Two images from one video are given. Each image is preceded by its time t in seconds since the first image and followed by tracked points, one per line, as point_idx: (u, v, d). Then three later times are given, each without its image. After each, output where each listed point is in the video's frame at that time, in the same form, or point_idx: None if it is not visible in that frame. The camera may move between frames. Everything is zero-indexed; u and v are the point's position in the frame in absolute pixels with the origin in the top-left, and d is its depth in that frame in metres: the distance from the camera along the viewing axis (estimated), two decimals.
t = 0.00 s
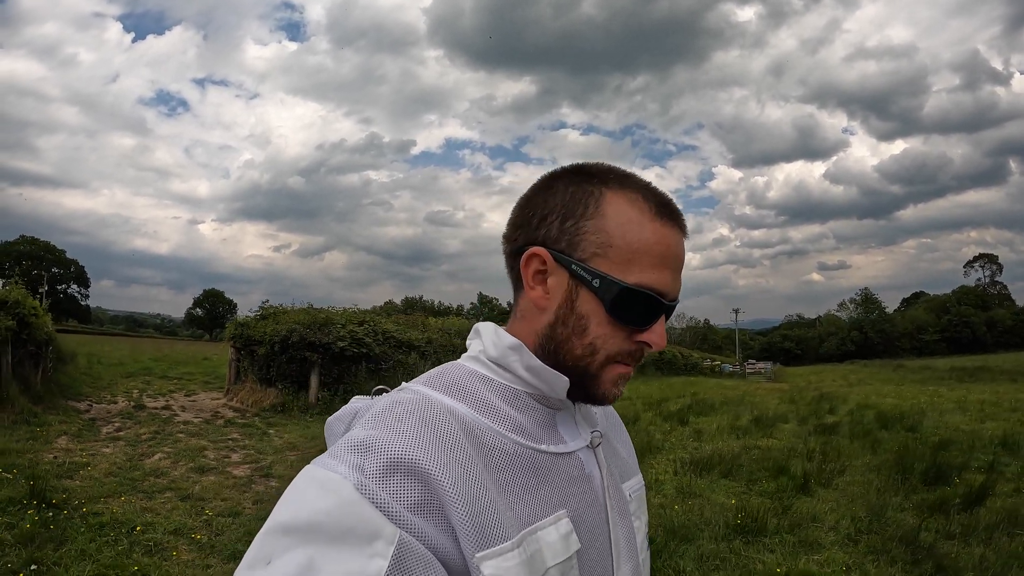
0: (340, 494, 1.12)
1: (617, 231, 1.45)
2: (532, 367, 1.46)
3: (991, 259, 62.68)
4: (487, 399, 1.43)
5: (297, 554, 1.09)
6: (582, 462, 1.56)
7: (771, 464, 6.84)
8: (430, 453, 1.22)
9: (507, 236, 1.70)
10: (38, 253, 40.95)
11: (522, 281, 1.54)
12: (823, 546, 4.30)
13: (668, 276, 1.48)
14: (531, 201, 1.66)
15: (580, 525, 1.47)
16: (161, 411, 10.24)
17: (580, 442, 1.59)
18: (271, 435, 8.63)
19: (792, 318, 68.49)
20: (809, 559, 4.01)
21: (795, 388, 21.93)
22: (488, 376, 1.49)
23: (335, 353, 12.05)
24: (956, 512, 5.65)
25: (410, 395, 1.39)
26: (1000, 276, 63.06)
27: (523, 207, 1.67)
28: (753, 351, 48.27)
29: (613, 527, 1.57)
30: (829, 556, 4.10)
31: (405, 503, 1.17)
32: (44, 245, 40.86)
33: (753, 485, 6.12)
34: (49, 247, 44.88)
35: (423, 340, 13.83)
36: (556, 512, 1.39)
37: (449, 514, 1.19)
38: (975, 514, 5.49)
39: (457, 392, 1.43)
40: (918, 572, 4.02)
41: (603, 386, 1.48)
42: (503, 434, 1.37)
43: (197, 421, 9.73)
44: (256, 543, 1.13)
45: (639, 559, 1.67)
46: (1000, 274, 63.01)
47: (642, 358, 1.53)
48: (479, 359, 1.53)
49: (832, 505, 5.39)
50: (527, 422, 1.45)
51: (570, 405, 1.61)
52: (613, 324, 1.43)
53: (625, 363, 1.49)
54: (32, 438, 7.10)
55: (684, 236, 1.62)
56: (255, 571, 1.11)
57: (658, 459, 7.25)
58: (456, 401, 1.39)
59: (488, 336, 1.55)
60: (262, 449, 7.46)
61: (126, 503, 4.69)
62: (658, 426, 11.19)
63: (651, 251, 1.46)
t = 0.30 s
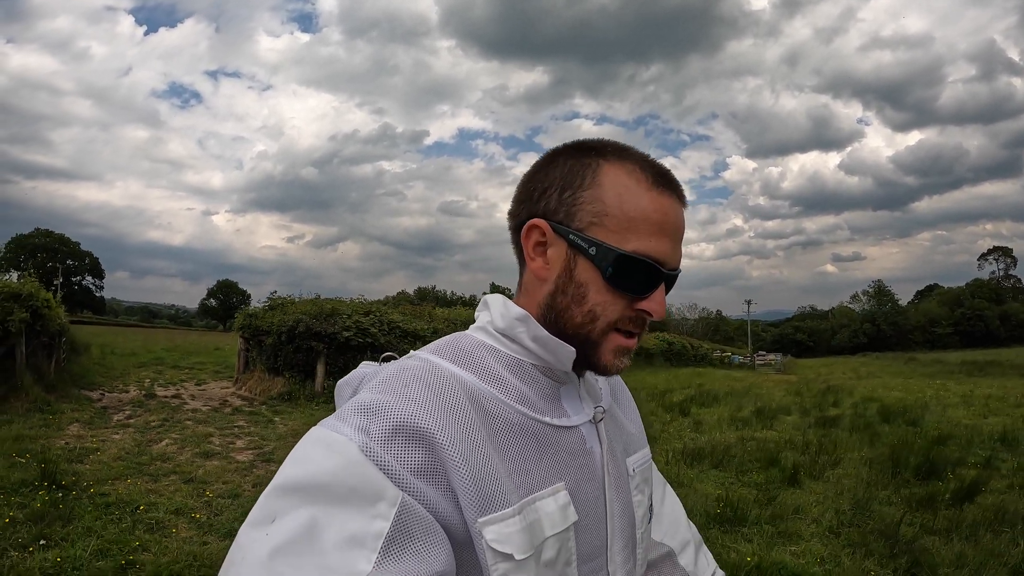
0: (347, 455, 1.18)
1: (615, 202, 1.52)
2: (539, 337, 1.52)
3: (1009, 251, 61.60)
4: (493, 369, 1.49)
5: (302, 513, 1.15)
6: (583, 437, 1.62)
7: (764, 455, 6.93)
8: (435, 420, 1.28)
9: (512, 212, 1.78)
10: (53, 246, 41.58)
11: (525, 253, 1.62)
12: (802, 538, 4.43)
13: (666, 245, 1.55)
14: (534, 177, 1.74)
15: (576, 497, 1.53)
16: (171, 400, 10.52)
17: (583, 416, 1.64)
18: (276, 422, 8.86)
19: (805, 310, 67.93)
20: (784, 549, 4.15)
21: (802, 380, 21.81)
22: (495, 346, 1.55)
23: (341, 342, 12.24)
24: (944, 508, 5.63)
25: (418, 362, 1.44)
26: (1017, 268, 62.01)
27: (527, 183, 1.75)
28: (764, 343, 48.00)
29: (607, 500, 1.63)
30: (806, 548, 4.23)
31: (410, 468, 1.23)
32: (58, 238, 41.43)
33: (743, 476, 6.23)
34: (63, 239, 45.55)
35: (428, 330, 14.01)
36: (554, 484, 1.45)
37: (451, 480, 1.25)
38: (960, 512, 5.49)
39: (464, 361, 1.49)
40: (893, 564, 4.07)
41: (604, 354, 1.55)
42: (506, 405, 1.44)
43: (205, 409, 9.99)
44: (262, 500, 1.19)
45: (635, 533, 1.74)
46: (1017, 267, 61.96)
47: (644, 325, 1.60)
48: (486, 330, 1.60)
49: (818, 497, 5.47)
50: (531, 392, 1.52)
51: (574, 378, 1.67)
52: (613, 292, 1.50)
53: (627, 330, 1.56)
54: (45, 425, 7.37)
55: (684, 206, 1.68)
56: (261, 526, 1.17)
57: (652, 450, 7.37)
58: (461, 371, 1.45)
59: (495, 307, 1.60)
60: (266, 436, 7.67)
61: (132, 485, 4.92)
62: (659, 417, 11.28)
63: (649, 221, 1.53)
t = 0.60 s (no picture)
0: (296, 508, 0.97)
1: (614, 217, 1.41)
2: (497, 354, 1.28)
3: None
4: (450, 394, 1.24)
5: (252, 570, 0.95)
6: (546, 457, 1.39)
7: (752, 445, 7.13)
8: (395, 463, 1.06)
9: (475, 234, 1.32)
10: (68, 241, 42.46)
11: (537, 285, 1.27)
12: (776, 525, 4.63)
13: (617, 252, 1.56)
14: (504, 190, 1.33)
15: (546, 520, 1.34)
16: (181, 390, 10.86)
17: (544, 433, 1.41)
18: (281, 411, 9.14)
19: (816, 305, 67.53)
20: (755, 535, 4.36)
21: (809, 373, 21.83)
22: (446, 367, 1.29)
23: (346, 334, 12.50)
24: (925, 500, 5.71)
25: (373, 392, 1.21)
26: None
27: (496, 198, 1.32)
28: (774, 337, 47.92)
29: (572, 521, 1.43)
30: (777, 534, 4.42)
31: (366, 518, 1.02)
32: (73, 233, 42.26)
33: (729, 465, 6.44)
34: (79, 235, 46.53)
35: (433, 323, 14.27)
36: (521, 509, 1.25)
37: (413, 531, 1.04)
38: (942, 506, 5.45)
39: (413, 386, 1.23)
40: (861, 553, 4.22)
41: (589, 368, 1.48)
42: (468, 431, 1.21)
43: (214, 399, 10.31)
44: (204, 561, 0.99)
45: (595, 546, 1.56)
46: None
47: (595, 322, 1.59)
48: (436, 349, 1.32)
49: (800, 488, 5.61)
50: (491, 414, 1.28)
51: (533, 393, 1.42)
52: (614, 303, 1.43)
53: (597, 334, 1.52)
54: (60, 413, 7.69)
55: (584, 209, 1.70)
56: None
57: (644, 439, 7.61)
58: (416, 398, 1.21)
59: (445, 324, 1.34)
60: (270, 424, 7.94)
61: (141, 466, 5.24)
62: (658, 408, 11.47)
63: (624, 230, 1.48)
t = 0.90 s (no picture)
0: (247, 537, 0.92)
1: (555, 226, 1.46)
2: (442, 365, 1.28)
3: None
4: (395, 407, 1.23)
5: None
6: (489, 462, 1.42)
7: (745, 445, 7.23)
8: (349, 487, 1.04)
9: (422, 238, 1.33)
10: (86, 238, 43.41)
11: (480, 290, 1.31)
12: (755, 524, 4.80)
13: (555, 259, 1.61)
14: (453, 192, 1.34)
15: (490, 525, 1.37)
16: (193, 385, 11.19)
17: (487, 439, 1.44)
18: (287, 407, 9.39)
19: (829, 304, 66.95)
20: (734, 534, 4.56)
21: (818, 374, 21.74)
22: (389, 378, 1.28)
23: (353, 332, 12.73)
24: (912, 505, 5.39)
25: (317, 409, 1.17)
26: None
27: (445, 202, 1.33)
28: (786, 337, 47.64)
29: (516, 525, 1.47)
30: (755, 533, 4.58)
31: (318, 544, 0.98)
32: (91, 230, 43.19)
33: (720, 465, 6.57)
34: (98, 232, 47.55)
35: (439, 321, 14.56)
36: (467, 518, 1.27)
37: (364, 555, 1.02)
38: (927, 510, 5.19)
39: (358, 399, 1.22)
40: (836, 553, 4.34)
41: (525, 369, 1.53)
42: (417, 445, 1.21)
43: (223, 394, 10.62)
44: None
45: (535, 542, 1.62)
46: None
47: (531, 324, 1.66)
48: (378, 359, 1.30)
49: (786, 489, 5.73)
50: (435, 425, 1.29)
51: (476, 397, 1.43)
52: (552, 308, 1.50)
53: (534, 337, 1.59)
54: (75, 406, 8.01)
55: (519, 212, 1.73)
56: None
57: (639, 438, 7.77)
58: (365, 414, 1.19)
59: (385, 332, 1.31)
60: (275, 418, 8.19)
61: (150, 457, 5.51)
62: (659, 407, 11.60)
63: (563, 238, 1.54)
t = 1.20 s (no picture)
0: (221, 525, 0.94)
1: (523, 208, 1.46)
2: (419, 354, 1.32)
3: None
4: (374, 397, 1.27)
5: None
6: (477, 451, 1.44)
7: (740, 444, 7.28)
8: (326, 475, 1.05)
9: (382, 230, 1.46)
10: (90, 236, 43.56)
11: (434, 271, 1.36)
12: (746, 522, 4.86)
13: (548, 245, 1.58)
14: (407, 185, 1.45)
15: (481, 515, 1.38)
16: (193, 382, 11.32)
17: (474, 427, 1.46)
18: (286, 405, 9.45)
19: (831, 305, 66.89)
20: (723, 531, 4.63)
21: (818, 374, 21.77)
22: (368, 369, 1.32)
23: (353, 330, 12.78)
24: (905, 504, 5.37)
25: (295, 403, 1.20)
26: None
27: (399, 195, 1.45)
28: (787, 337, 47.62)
29: (508, 513, 1.48)
30: (744, 530, 4.65)
31: (296, 531, 1.00)
32: (94, 229, 43.34)
33: (714, 464, 6.63)
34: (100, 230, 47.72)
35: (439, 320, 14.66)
36: (455, 507, 1.28)
37: (344, 542, 1.04)
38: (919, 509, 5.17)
39: (339, 392, 1.25)
40: (825, 550, 4.38)
41: (516, 359, 1.51)
42: (398, 435, 1.23)
43: (224, 391, 10.72)
44: None
45: (533, 532, 1.62)
46: None
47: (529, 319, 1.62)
48: (357, 353, 1.35)
49: (779, 487, 5.79)
50: (418, 415, 1.32)
51: (457, 387, 1.46)
52: (529, 294, 1.46)
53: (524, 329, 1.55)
54: (77, 403, 8.10)
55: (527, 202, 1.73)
56: None
57: (635, 436, 7.83)
58: (344, 407, 1.22)
59: (363, 326, 1.36)
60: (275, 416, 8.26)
61: (149, 452, 5.59)
62: (657, 406, 11.66)
63: (542, 223, 1.51)
